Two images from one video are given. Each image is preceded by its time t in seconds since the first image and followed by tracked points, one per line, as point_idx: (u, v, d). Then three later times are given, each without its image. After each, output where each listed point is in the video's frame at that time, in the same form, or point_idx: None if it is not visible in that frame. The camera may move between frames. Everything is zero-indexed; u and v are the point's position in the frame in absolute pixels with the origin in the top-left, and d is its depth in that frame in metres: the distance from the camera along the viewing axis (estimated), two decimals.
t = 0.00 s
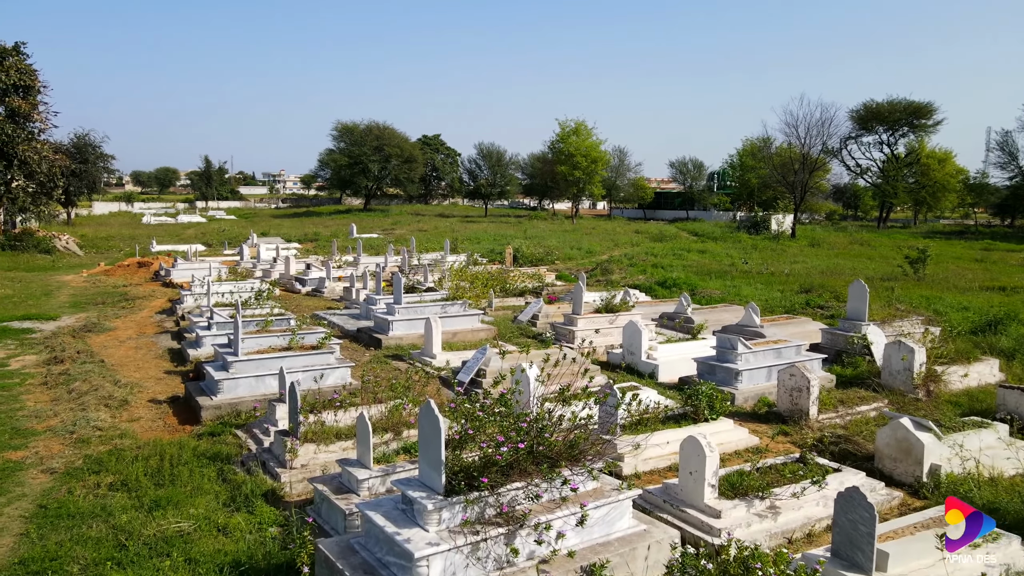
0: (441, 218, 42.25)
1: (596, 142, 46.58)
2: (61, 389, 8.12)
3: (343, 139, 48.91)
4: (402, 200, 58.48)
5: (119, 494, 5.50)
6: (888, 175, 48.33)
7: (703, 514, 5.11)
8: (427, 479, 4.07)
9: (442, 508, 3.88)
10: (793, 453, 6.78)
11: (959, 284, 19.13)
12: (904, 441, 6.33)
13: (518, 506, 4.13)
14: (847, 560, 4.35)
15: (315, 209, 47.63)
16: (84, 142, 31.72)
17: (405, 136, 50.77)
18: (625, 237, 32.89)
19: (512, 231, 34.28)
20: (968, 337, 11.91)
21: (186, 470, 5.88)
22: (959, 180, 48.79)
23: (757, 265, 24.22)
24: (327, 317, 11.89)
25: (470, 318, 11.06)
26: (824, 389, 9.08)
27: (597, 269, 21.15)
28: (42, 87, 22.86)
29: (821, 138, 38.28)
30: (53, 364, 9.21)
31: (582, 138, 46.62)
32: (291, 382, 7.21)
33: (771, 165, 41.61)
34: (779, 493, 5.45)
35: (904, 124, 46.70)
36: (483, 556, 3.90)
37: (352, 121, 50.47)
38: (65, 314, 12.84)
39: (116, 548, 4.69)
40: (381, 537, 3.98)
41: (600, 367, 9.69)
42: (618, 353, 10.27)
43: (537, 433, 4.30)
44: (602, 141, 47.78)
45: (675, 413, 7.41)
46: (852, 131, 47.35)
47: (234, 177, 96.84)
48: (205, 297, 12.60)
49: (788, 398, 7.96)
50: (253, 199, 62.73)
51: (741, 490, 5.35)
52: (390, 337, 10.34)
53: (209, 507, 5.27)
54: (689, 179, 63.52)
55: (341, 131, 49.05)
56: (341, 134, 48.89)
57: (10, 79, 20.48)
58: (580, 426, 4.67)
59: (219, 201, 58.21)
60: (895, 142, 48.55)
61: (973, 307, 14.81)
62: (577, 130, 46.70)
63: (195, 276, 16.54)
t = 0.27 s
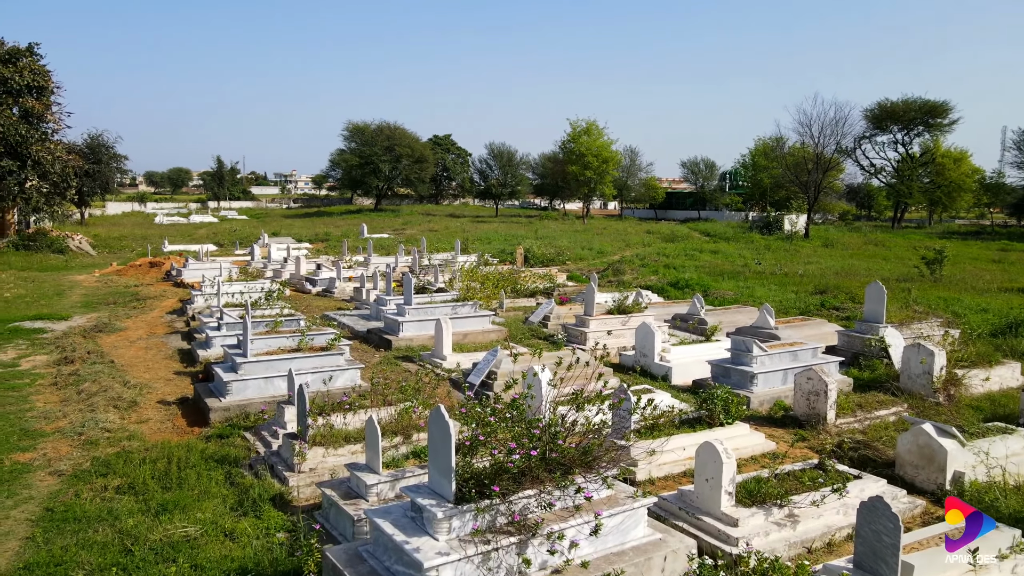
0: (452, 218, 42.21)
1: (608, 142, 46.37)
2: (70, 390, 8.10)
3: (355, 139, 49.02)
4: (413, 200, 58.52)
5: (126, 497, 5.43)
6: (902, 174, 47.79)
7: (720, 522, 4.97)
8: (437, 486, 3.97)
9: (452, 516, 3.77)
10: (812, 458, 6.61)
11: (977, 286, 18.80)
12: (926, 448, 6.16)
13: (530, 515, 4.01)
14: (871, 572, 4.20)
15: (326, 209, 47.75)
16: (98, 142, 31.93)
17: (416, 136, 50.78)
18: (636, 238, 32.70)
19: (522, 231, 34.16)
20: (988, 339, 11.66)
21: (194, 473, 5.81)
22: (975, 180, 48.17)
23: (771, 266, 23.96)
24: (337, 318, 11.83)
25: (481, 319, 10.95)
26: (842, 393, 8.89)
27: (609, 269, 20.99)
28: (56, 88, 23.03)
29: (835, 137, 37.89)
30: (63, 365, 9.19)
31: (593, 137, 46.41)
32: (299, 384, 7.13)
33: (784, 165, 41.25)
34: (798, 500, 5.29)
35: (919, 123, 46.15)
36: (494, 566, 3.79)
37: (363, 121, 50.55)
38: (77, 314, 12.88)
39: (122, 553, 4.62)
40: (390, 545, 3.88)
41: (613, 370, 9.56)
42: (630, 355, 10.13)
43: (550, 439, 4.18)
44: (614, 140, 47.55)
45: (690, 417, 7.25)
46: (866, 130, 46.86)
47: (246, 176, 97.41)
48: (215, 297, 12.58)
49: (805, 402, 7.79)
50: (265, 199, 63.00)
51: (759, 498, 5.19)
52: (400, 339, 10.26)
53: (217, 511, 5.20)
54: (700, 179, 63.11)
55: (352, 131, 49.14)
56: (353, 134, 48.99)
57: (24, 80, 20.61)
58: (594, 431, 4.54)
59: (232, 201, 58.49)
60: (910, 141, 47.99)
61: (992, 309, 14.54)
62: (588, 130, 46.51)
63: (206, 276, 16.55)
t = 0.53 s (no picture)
0: (463, 218, 42.15)
1: (619, 142, 46.12)
2: (80, 391, 8.07)
3: (366, 139, 49.08)
4: (424, 200, 58.52)
5: (133, 501, 5.36)
6: (918, 174, 47.20)
7: (738, 531, 4.81)
8: (447, 494, 3.85)
9: (462, 525, 3.65)
10: (831, 465, 6.44)
11: (997, 286, 18.46)
12: (951, 455, 5.97)
13: (543, 524, 3.88)
14: None
15: (338, 209, 47.81)
16: (111, 143, 32.11)
17: (427, 136, 50.74)
18: (648, 238, 32.46)
19: (534, 231, 34.00)
20: (1010, 342, 11.40)
21: (201, 476, 5.73)
22: (992, 180, 47.49)
23: (785, 266, 23.67)
24: (347, 319, 11.76)
25: (491, 320, 10.83)
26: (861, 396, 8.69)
27: (621, 270, 20.81)
28: (70, 88, 23.15)
29: (850, 137, 37.44)
30: (73, 365, 9.17)
31: (605, 137, 46.17)
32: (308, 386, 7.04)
33: (798, 164, 40.85)
34: (819, 509, 5.13)
35: (935, 121, 45.55)
36: None
37: (374, 121, 50.59)
38: (89, 314, 12.91)
39: (127, 558, 4.54)
40: (398, 555, 3.77)
41: (626, 373, 9.42)
42: (643, 357, 9.98)
43: (563, 446, 4.05)
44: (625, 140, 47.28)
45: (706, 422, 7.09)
46: (881, 129, 46.32)
47: (259, 177, 97.95)
48: (225, 298, 12.54)
49: (823, 406, 7.60)
50: (277, 199, 63.22)
51: (778, 505, 5.02)
52: (410, 340, 10.16)
53: (224, 516, 5.11)
54: (713, 179, 62.64)
55: (363, 131, 49.21)
56: (364, 134, 49.05)
57: (38, 80, 20.73)
58: (608, 438, 4.41)
59: (244, 202, 58.73)
60: (926, 140, 47.39)
61: (1013, 311, 14.24)
62: (600, 130, 46.28)
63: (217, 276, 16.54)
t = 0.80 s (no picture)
0: (472, 218, 42.08)
1: (629, 141, 45.89)
2: (87, 392, 8.03)
3: (376, 139, 49.12)
4: (434, 200, 58.51)
5: (137, 505, 5.29)
6: (931, 174, 46.71)
7: (754, 540, 4.67)
8: (455, 502, 3.75)
9: (471, 535, 3.55)
10: (849, 471, 6.27)
11: (1014, 288, 18.16)
12: (972, 462, 5.80)
13: (554, 534, 3.76)
14: None
15: (347, 209, 47.87)
16: (123, 143, 32.28)
17: (436, 136, 50.72)
18: (659, 238, 32.24)
19: (543, 231, 33.85)
20: None
21: (207, 480, 5.65)
22: (1006, 179, 46.91)
23: (797, 267, 23.43)
24: (356, 320, 11.69)
25: (501, 322, 10.73)
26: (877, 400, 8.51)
27: (631, 270, 20.65)
28: (81, 89, 23.25)
29: (862, 136, 37.07)
30: (81, 366, 9.14)
31: (614, 137, 45.97)
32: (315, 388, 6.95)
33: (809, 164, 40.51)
34: (837, 517, 4.97)
35: (949, 121, 45.05)
36: None
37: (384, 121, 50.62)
38: (99, 314, 12.92)
39: (130, 564, 4.46)
40: (405, 564, 3.68)
41: (637, 375, 9.29)
42: (655, 359, 9.85)
43: (576, 453, 3.94)
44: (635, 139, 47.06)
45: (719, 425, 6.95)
46: (894, 128, 45.85)
47: (269, 177, 98.37)
48: (234, 298, 12.50)
49: (839, 411, 7.42)
50: (287, 199, 63.39)
51: (795, 514, 4.87)
52: (419, 341, 10.07)
53: (229, 520, 5.03)
54: (723, 179, 62.24)
55: (373, 131, 49.26)
56: (374, 134, 49.10)
57: (49, 81, 20.82)
58: (620, 444, 4.29)
59: (254, 202, 58.95)
60: (939, 140, 46.88)
61: None
62: (610, 130, 46.09)
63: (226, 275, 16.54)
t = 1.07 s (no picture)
0: (479, 218, 41.97)
1: (636, 141, 45.67)
2: (91, 393, 7.98)
3: (383, 139, 49.11)
4: (441, 200, 58.46)
5: (140, 510, 5.21)
6: (942, 173, 46.26)
7: (769, 550, 4.53)
8: (461, 511, 3.65)
9: (478, 545, 3.44)
10: (865, 478, 6.12)
11: None
12: (992, 470, 5.65)
13: (563, 544, 3.64)
14: None
15: (354, 209, 47.88)
16: (131, 143, 32.37)
17: (443, 136, 50.66)
18: (667, 238, 32.03)
19: (551, 231, 33.69)
20: None
21: (210, 484, 5.56)
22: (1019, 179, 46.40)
23: (807, 268, 23.20)
24: (362, 321, 11.62)
25: (508, 323, 10.62)
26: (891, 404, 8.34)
27: (639, 271, 20.49)
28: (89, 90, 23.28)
29: (872, 135, 36.74)
30: (86, 367, 9.10)
31: (622, 137, 45.77)
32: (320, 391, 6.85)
33: (818, 164, 40.20)
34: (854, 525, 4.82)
35: (960, 120, 44.61)
36: None
37: (391, 121, 50.62)
38: (105, 314, 12.90)
39: (131, 571, 4.38)
40: (410, 575, 3.57)
41: (645, 377, 9.16)
42: (664, 361, 9.71)
43: (586, 460, 3.82)
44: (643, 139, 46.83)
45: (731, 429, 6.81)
46: (904, 128, 45.46)
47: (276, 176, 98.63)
48: (240, 298, 12.45)
49: (853, 415, 7.26)
50: (294, 199, 63.49)
51: (811, 522, 4.72)
52: (425, 342, 9.98)
53: (231, 526, 4.94)
54: (731, 179, 61.90)
55: (380, 131, 49.26)
56: (381, 134, 49.10)
57: (58, 81, 20.86)
58: (631, 451, 4.17)
59: (262, 202, 59.08)
60: (950, 139, 46.43)
61: None
62: (617, 129, 45.90)
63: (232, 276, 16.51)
